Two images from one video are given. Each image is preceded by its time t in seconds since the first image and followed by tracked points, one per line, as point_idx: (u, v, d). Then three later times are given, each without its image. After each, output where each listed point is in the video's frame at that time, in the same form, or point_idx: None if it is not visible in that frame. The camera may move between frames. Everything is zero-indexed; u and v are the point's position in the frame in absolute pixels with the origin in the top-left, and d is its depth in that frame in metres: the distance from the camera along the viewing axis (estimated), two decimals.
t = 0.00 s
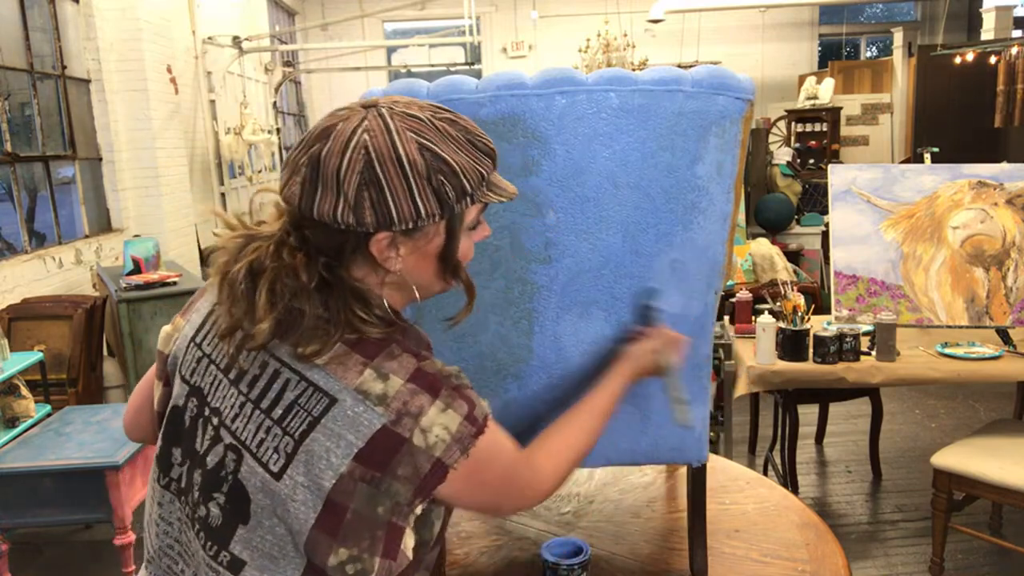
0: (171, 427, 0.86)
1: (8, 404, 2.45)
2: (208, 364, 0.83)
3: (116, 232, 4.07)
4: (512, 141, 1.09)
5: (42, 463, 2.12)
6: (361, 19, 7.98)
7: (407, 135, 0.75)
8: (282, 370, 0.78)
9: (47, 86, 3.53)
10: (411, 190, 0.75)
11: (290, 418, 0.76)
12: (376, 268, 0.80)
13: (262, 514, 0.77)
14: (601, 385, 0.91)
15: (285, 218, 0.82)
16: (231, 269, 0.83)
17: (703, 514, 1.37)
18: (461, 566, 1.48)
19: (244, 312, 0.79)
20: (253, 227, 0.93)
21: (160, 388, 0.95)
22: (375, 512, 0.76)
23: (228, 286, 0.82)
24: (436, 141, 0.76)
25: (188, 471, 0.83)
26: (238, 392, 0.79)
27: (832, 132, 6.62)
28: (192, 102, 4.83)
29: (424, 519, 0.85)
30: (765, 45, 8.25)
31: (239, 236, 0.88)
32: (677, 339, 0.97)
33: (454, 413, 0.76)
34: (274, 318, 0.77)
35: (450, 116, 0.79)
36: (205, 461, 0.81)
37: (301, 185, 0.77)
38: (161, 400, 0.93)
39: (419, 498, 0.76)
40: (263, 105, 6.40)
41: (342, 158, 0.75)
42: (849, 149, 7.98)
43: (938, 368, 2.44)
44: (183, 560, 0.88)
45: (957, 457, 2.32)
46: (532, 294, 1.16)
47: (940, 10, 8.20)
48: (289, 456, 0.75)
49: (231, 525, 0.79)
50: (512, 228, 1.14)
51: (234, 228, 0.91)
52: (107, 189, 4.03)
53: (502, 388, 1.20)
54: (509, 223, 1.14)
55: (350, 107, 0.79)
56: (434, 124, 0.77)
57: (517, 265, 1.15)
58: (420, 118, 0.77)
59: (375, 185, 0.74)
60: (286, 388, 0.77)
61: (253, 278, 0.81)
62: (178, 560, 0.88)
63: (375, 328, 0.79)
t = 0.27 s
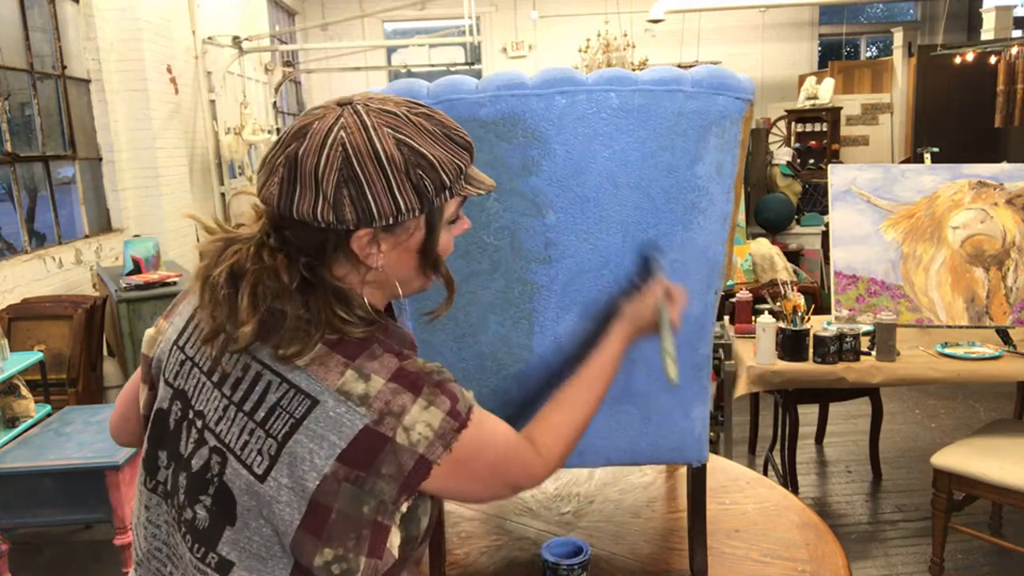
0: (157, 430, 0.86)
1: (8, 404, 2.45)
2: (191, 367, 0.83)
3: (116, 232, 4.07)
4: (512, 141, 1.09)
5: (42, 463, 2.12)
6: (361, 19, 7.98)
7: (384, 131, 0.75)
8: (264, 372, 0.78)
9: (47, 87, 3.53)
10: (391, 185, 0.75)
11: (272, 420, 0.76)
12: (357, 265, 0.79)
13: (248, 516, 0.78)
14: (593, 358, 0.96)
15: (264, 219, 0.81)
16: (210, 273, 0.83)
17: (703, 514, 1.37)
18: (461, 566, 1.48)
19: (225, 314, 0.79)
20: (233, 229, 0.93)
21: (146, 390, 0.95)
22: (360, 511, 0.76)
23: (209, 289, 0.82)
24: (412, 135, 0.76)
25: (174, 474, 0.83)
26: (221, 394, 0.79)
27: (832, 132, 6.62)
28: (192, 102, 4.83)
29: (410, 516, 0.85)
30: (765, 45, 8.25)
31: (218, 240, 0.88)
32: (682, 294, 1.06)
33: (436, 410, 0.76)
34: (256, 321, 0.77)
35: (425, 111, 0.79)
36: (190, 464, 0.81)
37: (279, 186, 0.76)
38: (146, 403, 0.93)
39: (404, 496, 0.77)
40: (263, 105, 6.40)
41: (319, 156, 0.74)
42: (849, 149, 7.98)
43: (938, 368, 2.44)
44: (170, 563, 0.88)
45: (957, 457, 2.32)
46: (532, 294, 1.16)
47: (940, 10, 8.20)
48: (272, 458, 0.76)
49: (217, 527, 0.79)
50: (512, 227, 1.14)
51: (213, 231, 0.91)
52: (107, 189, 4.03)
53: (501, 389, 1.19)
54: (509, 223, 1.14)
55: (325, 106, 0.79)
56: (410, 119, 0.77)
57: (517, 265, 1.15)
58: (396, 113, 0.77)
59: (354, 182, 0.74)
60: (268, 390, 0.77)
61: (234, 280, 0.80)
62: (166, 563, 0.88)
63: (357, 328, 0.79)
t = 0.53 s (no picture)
0: (150, 429, 0.87)
1: (8, 404, 2.45)
2: (181, 365, 0.84)
3: (116, 232, 4.07)
4: (512, 141, 1.08)
5: (42, 463, 2.12)
6: (361, 19, 7.98)
7: (370, 122, 0.75)
8: (250, 367, 0.78)
9: (47, 86, 3.53)
10: (377, 176, 0.75)
11: (259, 415, 0.77)
12: (343, 257, 0.79)
13: (237, 512, 0.78)
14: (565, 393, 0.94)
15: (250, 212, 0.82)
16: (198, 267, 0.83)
17: (703, 514, 1.37)
18: (461, 566, 1.48)
19: (212, 310, 0.79)
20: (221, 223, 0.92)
21: (140, 390, 0.95)
22: (345, 508, 0.76)
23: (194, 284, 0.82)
24: (398, 127, 0.77)
25: (167, 472, 0.85)
26: (209, 391, 0.80)
27: (832, 132, 6.62)
28: (192, 102, 4.83)
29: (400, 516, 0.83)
30: (765, 45, 8.25)
31: (203, 235, 0.87)
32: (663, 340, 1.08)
33: (422, 407, 0.77)
34: (244, 315, 0.78)
35: (410, 105, 0.80)
36: (181, 461, 0.82)
37: (266, 175, 0.77)
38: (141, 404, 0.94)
39: (390, 493, 0.76)
40: (263, 105, 6.40)
41: (306, 147, 0.75)
42: (849, 149, 7.98)
43: (938, 368, 2.44)
44: (166, 561, 0.89)
45: (956, 457, 2.32)
46: (532, 294, 1.16)
47: (940, 10, 8.20)
48: (258, 452, 0.76)
49: (207, 523, 0.80)
50: (511, 228, 1.13)
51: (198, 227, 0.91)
52: (107, 188, 4.03)
53: (502, 386, 1.21)
54: (508, 223, 1.13)
55: (312, 98, 0.79)
56: (396, 112, 0.78)
57: (517, 265, 1.15)
58: (382, 106, 0.77)
59: (341, 172, 0.74)
60: (254, 385, 0.78)
61: (221, 274, 0.81)
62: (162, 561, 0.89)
63: (342, 322, 0.79)
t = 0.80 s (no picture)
0: (146, 427, 0.88)
1: (8, 404, 2.45)
2: (176, 363, 0.84)
3: (116, 232, 4.07)
4: (513, 141, 1.08)
5: (42, 463, 2.12)
6: (361, 19, 7.98)
7: (352, 115, 0.76)
8: (243, 363, 0.78)
9: (47, 86, 3.53)
10: (360, 169, 0.75)
11: (252, 410, 0.76)
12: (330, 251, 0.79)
13: (230, 507, 0.78)
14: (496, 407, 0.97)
15: (239, 209, 0.82)
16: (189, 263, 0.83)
17: (703, 514, 1.37)
18: (461, 566, 1.48)
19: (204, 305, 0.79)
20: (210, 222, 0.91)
21: (136, 390, 0.96)
22: (338, 502, 0.76)
23: (187, 281, 0.82)
24: (380, 120, 0.77)
25: (162, 469, 0.85)
26: (204, 387, 0.80)
27: (832, 132, 6.62)
28: (192, 102, 4.83)
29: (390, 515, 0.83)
30: (765, 45, 8.25)
31: (192, 235, 0.88)
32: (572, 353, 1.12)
33: (415, 403, 0.77)
34: (235, 308, 0.77)
35: (392, 99, 0.80)
36: (176, 457, 0.82)
37: (251, 171, 0.77)
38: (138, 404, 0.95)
39: (383, 489, 0.76)
40: (263, 105, 6.40)
41: (289, 141, 0.75)
42: (849, 149, 7.98)
43: (938, 368, 2.44)
44: (161, 559, 0.89)
45: (956, 457, 2.32)
46: (533, 293, 1.16)
47: (940, 10, 8.20)
48: (252, 447, 0.76)
49: (201, 520, 0.80)
50: (510, 227, 1.13)
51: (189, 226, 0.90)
52: (108, 188, 4.03)
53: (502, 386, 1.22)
54: (508, 222, 1.13)
55: (296, 95, 0.80)
56: (378, 106, 0.78)
57: (517, 265, 1.15)
58: (364, 100, 0.78)
59: (324, 165, 0.74)
60: (247, 380, 0.78)
61: (211, 270, 0.81)
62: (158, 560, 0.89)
63: (334, 316, 0.79)
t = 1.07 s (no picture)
0: (138, 427, 0.88)
1: (8, 404, 2.45)
2: (167, 363, 0.84)
3: (116, 232, 4.07)
4: (513, 141, 1.08)
5: (42, 463, 2.12)
6: (361, 19, 7.98)
7: (328, 111, 0.76)
8: (232, 362, 0.78)
9: (47, 86, 3.53)
10: (338, 163, 0.75)
11: (241, 408, 0.77)
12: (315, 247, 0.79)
13: (221, 505, 0.78)
14: (509, 424, 1.00)
15: (225, 210, 0.82)
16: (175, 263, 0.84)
17: (703, 514, 1.37)
18: (461, 566, 1.48)
19: (193, 305, 0.79)
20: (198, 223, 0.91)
21: (128, 392, 0.96)
22: (327, 497, 0.75)
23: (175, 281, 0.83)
24: (356, 114, 0.77)
25: (154, 469, 0.85)
26: (194, 386, 0.80)
27: (832, 132, 6.63)
28: (192, 102, 4.84)
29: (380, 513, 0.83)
30: (764, 45, 8.25)
31: (180, 236, 0.88)
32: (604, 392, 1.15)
33: (402, 399, 0.77)
34: (220, 305, 0.77)
35: (371, 95, 0.80)
36: (167, 457, 0.82)
37: (233, 171, 0.77)
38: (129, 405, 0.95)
39: (372, 484, 0.76)
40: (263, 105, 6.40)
41: (268, 139, 0.75)
42: (849, 149, 7.98)
43: (938, 368, 2.44)
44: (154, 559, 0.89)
45: (956, 457, 2.32)
46: (533, 293, 1.16)
47: (940, 10, 8.20)
48: (241, 445, 0.76)
49: (193, 518, 0.80)
50: (509, 227, 1.13)
51: (177, 227, 0.90)
52: (108, 188, 4.03)
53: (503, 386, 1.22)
54: (508, 222, 1.13)
55: (277, 95, 0.80)
56: (356, 101, 0.78)
57: (517, 265, 1.15)
58: (340, 96, 0.78)
59: (302, 160, 0.74)
60: (236, 379, 0.78)
61: (199, 270, 0.81)
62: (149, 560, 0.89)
63: (321, 312, 0.79)
